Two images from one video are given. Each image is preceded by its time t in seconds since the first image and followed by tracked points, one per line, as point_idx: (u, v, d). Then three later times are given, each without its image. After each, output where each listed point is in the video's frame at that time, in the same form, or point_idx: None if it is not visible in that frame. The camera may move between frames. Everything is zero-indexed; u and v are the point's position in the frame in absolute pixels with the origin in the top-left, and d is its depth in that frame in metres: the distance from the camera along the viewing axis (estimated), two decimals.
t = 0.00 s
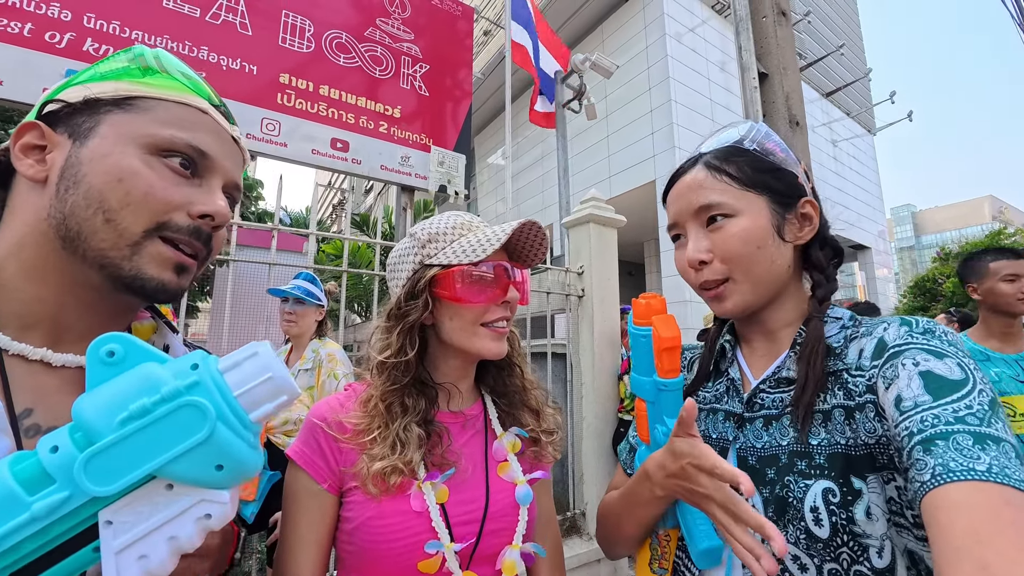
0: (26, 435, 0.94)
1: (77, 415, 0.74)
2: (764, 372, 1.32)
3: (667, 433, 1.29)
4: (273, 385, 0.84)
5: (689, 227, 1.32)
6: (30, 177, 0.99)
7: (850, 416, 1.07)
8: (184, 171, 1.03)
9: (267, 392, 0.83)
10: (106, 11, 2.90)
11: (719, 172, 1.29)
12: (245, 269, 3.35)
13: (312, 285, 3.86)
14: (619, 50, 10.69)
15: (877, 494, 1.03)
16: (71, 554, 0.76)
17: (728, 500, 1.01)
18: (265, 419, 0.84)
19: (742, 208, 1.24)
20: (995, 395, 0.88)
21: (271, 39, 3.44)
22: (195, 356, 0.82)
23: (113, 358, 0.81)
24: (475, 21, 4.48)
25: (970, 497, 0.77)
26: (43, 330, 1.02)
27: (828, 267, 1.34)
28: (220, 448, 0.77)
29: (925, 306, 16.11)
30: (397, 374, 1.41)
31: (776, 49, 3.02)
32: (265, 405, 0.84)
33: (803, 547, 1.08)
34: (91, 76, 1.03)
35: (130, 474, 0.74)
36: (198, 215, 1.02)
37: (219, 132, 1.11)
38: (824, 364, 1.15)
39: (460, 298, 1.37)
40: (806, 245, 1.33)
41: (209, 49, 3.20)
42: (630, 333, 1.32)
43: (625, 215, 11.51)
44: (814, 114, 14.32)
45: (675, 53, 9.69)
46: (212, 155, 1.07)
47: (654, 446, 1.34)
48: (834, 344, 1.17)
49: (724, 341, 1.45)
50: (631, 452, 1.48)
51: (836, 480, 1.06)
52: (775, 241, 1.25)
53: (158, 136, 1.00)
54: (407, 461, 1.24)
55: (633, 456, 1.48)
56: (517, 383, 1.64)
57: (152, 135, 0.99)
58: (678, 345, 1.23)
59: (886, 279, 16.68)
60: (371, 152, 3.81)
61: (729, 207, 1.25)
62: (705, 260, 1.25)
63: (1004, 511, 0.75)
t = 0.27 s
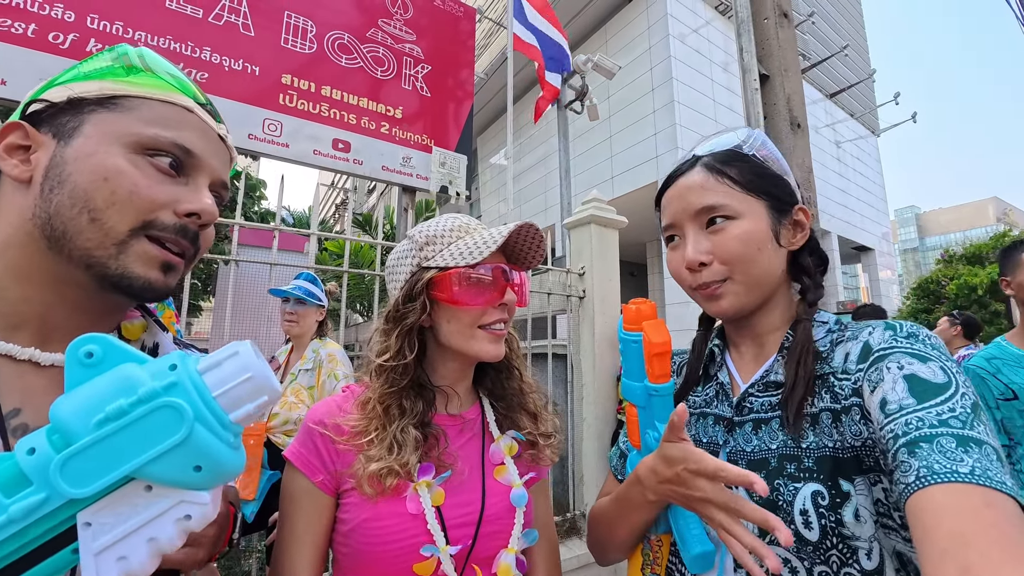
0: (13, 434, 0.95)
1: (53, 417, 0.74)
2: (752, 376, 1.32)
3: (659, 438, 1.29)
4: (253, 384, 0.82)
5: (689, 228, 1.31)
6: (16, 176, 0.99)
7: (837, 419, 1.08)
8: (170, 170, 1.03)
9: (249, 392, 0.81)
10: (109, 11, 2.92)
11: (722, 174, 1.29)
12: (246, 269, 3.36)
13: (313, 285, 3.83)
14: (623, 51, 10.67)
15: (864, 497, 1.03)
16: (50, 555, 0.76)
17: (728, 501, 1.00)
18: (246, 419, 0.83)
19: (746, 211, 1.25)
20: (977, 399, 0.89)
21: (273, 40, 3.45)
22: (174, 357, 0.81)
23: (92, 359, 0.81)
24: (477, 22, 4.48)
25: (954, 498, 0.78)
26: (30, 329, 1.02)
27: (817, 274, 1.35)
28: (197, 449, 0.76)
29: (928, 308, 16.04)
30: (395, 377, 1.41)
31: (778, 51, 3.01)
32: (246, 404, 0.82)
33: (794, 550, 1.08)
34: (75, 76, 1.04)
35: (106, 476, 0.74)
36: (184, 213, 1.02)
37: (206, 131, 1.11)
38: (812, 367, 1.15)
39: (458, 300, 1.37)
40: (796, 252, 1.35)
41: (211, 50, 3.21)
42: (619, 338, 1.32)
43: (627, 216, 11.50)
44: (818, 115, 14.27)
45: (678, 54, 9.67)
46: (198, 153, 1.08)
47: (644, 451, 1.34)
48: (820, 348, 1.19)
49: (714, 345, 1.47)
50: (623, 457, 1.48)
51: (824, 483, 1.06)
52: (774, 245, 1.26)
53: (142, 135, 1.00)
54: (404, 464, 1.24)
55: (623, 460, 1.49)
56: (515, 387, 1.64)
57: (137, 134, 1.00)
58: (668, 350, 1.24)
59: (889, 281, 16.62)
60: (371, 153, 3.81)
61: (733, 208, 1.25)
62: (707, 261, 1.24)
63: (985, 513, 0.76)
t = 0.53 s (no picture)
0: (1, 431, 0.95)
1: (37, 416, 0.73)
2: (753, 379, 1.30)
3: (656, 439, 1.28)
4: (242, 382, 0.80)
5: (698, 223, 1.30)
6: (5, 171, 0.99)
7: (839, 421, 1.06)
8: (162, 165, 1.02)
9: (238, 390, 0.79)
10: (113, 10, 2.92)
11: (735, 170, 1.28)
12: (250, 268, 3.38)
13: (315, 283, 3.61)
14: (627, 51, 10.64)
15: (865, 499, 1.02)
16: (35, 556, 0.75)
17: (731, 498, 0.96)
18: (234, 417, 0.81)
19: (758, 207, 1.24)
20: (980, 400, 0.88)
21: (277, 38, 3.45)
22: (160, 355, 0.79)
23: (77, 357, 0.79)
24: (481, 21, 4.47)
25: (955, 500, 0.77)
26: (23, 326, 1.02)
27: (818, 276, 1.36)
28: (182, 450, 0.75)
29: (933, 310, 15.94)
30: (396, 377, 1.40)
31: (783, 50, 3.00)
32: (234, 404, 0.80)
33: (794, 553, 1.07)
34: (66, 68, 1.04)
35: (90, 477, 0.73)
36: (175, 209, 1.01)
37: (200, 126, 1.11)
38: (814, 369, 1.14)
39: (460, 300, 1.36)
40: (798, 253, 1.37)
41: (214, 48, 3.21)
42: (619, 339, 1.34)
43: (630, 215, 11.47)
44: (822, 115, 14.21)
45: (683, 53, 9.64)
46: (190, 148, 1.07)
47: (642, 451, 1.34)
48: (823, 350, 1.18)
49: (713, 347, 1.45)
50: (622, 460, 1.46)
51: (826, 485, 1.06)
52: (782, 249, 1.25)
53: (134, 130, 1.00)
54: (406, 464, 1.23)
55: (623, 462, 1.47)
56: (515, 388, 1.63)
57: (127, 129, 0.99)
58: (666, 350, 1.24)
59: (893, 283, 16.55)
60: (374, 152, 3.81)
61: (745, 205, 1.24)
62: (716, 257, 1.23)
63: (988, 515, 0.75)
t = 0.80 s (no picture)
0: None
1: (24, 431, 0.73)
2: (753, 385, 1.30)
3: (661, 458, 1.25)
4: (231, 396, 0.79)
5: (693, 230, 1.29)
6: None
7: (840, 428, 1.06)
8: (156, 169, 1.02)
9: (227, 404, 0.79)
10: (116, 11, 2.93)
11: (729, 178, 1.28)
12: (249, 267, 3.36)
13: (316, 285, 3.54)
14: (630, 50, 10.62)
15: (866, 506, 1.02)
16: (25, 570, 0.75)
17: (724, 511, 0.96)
18: (224, 430, 0.80)
19: (751, 215, 1.23)
20: (980, 407, 0.88)
21: (279, 38, 3.45)
22: (148, 368, 0.79)
23: (64, 370, 0.78)
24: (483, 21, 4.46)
25: (957, 509, 0.76)
26: (19, 334, 1.03)
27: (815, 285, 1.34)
28: (170, 465, 0.75)
29: (937, 311, 15.85)
30: (391, 380, 1.40)
31: (786, 51, 2.98)
32: (224, 417, 0.80)
33: (797, 561, 1.06)
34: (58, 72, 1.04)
35: (77, 493, 0.72)
36: (170, 213, 1.01)
37: (193, 126, 1.10)
38: (814, 376, 1.14)
39: (457, 304, 1.36)
40: (796, 261, 1.34)
41: (216, 49, 3.22)
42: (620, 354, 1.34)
43: (632, 216, 11.45)
44: (826, 115, 14.15)
45: (686, 53, 9.61)
46: (184, 150, 1.06)
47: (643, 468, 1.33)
48: (822, 356, 1.17)
49: (714, 352, 1.45)
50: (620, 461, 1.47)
51: (828, 493, 1.05)
52: (776, 254, 1.25)
53: (126, 133, 0.99)
54: (401, 469, 1.23)
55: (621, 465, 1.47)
56: (513, 391, 1.63)
57: (120, 131, 0.99)
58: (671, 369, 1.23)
59: (897, 283, 16.48)
60: (376, 152, 3.81)
61: (738, 212, 1.23)
62: (709, 264, 1.22)
63: (989, 523, 0.74)
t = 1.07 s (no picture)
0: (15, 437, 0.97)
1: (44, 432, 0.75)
2: (749, 385, 1.30)
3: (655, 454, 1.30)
4: (242, 400, 0.81)
5: (687, 228, 1.31)
6: (18, 181, 1.01)
7: (835, 427, 1.07)
8: (168, 173, 1.04)
9: (237, 408, 0.81)
10: (121, 13, 2.96)
11: (724, 176, 1.29)
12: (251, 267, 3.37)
13: (319, 285, 3.58)
14: (632, 50, 10.62)
15: (861, 506, 1.03)
16: (45, 565, 0.77)
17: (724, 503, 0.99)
18: (235, 433, 0.82)
19: (744, 213, 1.25)
20: (973, 406, 0.89)
21: (282, 40, 3.47)
22: (163, 373, 0.81)
23: (83, 373, 0.81)
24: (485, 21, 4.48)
25: (949, 508, 0.77)
26: (35, 335, 1.04)
27: (813, 282, 1.35)
28: (184, 466, 0.77)
29: (941, 312, 15.78)
30: (387, 377, 1.42)
31: (786, 51, 2.99)
32: (235, 420, 0.82)
33: (793, 561, 1.08)
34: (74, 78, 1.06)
35: (95, 493, 0.75)
36: (181, 216, 1.04)
37: (206, 132, 1.12)
38: (809, 376, 1.14)
39: (454, 304, 1.38)
40: (792, 259, 1.35)
41: (220, 50, 3.24)
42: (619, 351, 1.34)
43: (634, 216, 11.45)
44: (830, 114, 14.11)
45: (689, 52, 9.61)
46: (197, 155, 1.09)
47: (639, 464, 1.36)
48: (818, 355, 1.18)
49: (709, 351, 1.47)
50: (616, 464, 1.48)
51: (823, 492, 1.06)
52: (770, 251, 1.26)
53: (139, 138, 1.02)
54: (399, 465, 1.25)
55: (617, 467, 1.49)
56: (511, 391, 1.65)
57: (134, 137, 1.01)
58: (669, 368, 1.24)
59: (900, 284, 16.42)
60: (378, 152, 3.83)
61: (731, 211, 1.25)
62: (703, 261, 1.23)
63: (981, 522, 0.75)
